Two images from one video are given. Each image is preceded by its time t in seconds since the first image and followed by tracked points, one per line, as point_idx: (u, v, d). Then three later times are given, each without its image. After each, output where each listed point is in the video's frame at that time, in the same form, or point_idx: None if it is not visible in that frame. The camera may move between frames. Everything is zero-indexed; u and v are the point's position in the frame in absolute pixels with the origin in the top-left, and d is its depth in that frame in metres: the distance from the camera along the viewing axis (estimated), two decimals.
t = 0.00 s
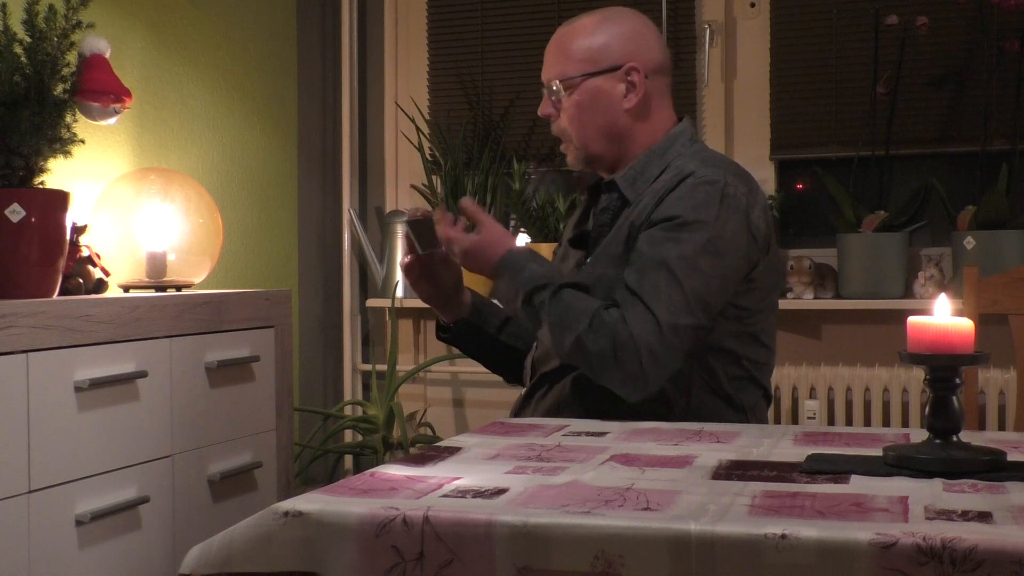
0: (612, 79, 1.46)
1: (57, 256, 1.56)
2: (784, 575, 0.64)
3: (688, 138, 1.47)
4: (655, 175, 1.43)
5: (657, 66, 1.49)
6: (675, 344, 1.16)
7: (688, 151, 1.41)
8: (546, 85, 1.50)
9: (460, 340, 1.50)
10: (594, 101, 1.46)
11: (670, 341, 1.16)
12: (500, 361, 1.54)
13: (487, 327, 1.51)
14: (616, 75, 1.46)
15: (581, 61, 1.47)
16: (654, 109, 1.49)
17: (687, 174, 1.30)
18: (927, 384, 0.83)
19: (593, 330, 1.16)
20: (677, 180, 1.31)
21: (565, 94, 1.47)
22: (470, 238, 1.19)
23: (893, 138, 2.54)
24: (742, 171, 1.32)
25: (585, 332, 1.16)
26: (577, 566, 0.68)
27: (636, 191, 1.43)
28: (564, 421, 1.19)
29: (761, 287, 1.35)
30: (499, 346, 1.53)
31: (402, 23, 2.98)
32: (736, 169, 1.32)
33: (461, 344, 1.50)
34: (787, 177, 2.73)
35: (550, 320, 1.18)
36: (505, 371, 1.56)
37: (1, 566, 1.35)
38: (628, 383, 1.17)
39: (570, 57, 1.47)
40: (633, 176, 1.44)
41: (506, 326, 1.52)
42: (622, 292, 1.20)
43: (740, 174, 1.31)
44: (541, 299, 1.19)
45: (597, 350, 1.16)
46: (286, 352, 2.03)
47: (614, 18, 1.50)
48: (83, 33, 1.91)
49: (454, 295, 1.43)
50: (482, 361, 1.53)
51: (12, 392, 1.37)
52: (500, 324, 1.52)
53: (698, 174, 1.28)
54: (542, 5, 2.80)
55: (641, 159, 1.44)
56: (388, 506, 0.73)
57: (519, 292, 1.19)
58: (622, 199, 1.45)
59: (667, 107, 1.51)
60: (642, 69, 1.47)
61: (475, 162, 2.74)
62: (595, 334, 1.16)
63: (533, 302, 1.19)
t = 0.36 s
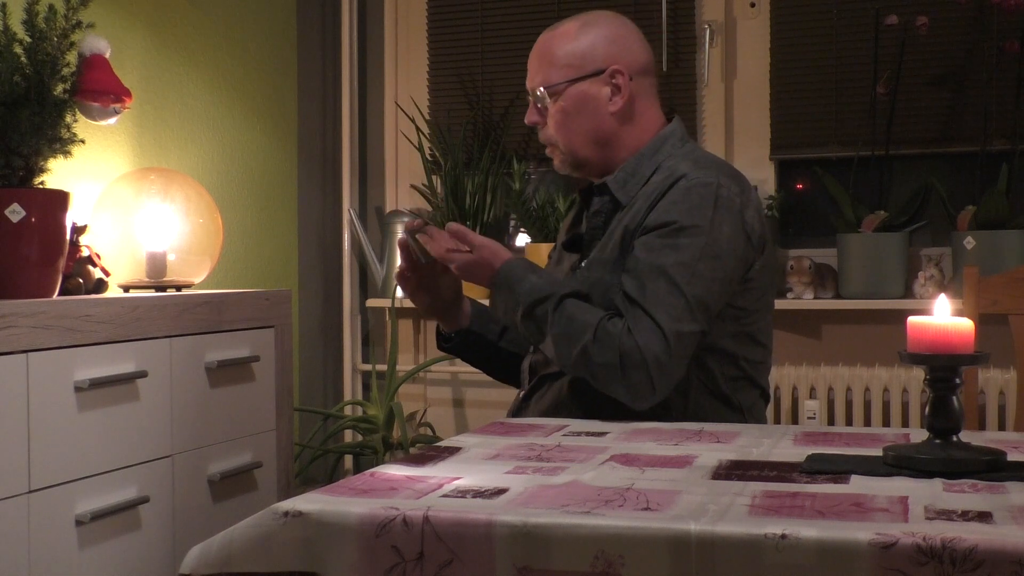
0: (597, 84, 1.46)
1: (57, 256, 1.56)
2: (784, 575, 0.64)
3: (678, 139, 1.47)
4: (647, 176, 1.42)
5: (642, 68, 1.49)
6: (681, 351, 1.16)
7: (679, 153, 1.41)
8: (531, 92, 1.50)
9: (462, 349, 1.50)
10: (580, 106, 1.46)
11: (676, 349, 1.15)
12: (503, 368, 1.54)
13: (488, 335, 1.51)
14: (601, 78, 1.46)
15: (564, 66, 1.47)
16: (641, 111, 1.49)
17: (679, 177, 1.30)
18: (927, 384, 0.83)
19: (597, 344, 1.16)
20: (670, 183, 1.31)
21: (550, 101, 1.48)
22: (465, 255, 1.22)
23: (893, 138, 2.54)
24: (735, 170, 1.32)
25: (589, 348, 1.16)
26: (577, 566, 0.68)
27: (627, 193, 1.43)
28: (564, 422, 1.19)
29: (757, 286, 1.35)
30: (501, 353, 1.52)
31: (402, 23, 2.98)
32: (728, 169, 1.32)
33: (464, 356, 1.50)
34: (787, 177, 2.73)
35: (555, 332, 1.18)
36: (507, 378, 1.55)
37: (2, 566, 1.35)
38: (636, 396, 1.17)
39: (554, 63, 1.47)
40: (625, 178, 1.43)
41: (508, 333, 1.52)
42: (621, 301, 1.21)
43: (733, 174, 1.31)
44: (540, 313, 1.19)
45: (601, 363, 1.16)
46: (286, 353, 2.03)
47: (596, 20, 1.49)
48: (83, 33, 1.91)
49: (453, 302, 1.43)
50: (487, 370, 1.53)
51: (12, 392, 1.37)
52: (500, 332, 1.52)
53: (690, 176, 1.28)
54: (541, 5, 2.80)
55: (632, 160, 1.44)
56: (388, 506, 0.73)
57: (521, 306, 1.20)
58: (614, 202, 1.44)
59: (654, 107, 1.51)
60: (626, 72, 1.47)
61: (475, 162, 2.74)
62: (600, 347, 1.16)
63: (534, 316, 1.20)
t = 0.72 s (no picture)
0: (592, 86, 1.46)
1: (57, 256, 1.56)
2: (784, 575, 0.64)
3: (674, 140, 1.47)
4: (642, 178, 1.42)
5: (636, 69, 1.49)
6: (682, 353, 1.16)
7: (676, 154, 1.41)
8: (525, 96, 1.50)
9: (463, 355, 1.50)
10: (575, 109, 1.46)
11: (677, 351, 1.16)
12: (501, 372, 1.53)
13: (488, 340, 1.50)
14: (596, 81, 1.46)
15: (558, 69, 1.46)
16: (636, 113, 1.49)
17: (677, 179, 1.30)
18: (927, 384, 0.83)
19: (599, 347, 1.15)
20: (669, 185, 1.31)
21: (545, 104, 1.47)
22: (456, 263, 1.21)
23: (893, 138, 2.54)
24: (732, 171, 1.32)
25: (591, 351, 1.15)
26: (577, 566, 0.68)
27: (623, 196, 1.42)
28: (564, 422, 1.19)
29: (756, 288, 1.35)
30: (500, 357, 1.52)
31: (402, 23, 2.98)
32: (726, 170, 1.32)
33: (464, 362, 1.50)
34: (787, 177, 2.73)
35: (554, 340, 1.17)
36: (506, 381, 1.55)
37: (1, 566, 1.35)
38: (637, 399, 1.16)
39: (548, 65, 1.47)
40: (620, 180, 1.42)
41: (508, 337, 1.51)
42: (620, 303, 1.20)
43: (731, 175, 1.31)
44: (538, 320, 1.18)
45: (603, 365, 1.15)
46: (286, 353, 2.03)
47: (588, 22, 1.49)
48: (83, 33, 1.91)
49: (451, 308, 1.43)
50: (488, 375, 1.53)
51: (12, 392, 1.37)
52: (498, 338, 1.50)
53: (688, 178, 1.28)
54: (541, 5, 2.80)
55: (628, 162, 1.43)
56: (388, 506, 0.73)
57: (519, 317, 1.19)
58: (610, 204, 1.44)
59: (649, 109, 1.51)
60: (621, 74, 1.47)
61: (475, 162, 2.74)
62: (602, 349, 1.15)
63: (533, 323, 1.18)
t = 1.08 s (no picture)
0: (593, 87, 1.46)
1: (57, 256, 1.56)
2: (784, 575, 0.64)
3: (672, 140, 1.47)
4: (641, 178, 1.42)
5: (638, 70, 1.49)
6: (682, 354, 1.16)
7: (675, 155, 1.41)
8: (525, 95, 1.50)
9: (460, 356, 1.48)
10: (575, 110, 1.46)
11: (677, 353, 1.16)
12: (497, 372, 1.53)
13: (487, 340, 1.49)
14: (597, 81, 1.46)
15: (559, 69, 1.46)
16: (636, 114, 1.49)
17: (676, 181, 1.30)
18: (927, 384, 0.83)
19: (599, 350, 1.15)
20: (668, 186, 1.31)
21: (546, 104, 1.48)
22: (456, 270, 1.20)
23: (893, 138, 2.54)
24: (731, 171, 1.32)
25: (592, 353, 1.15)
26: (578, 566, 0.68)
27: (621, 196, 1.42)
28: (564, 422, 1.19)
29: (756, 288, 1.35)
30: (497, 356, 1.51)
31: (402, 23, 2.98)
32: (725, 171, 1.32)
33: (462, 365, 1.49)
34: (787, 177, 2.73)
35: (554, 345, 1.16)
36: (501, 380, 1.55)
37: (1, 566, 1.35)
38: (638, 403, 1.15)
39: (549, 65, 1.47)
40: (619, 181, 1.42)
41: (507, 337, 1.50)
42: (619, 305, 1.20)
43: (729, 175, 1.31)
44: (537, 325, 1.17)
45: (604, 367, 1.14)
46: (286, 353, 2.03)
47: (590, 22, 1.49)
48: (83, 33, 1.91)
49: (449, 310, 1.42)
50: (483, 376, 1.52)
51: (12, 392, 1.37)
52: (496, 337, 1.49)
53: (688, 180, 1.28)
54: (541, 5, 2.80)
55: (626, 163, 1.43)
56: (388, 506, 0.73)
57: (518, 321, 1.17)
58: (608, 204, 1.44)
59: (649, 109, 1.51)
60: (622, 75, 1.47)
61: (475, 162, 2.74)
62: (602, 352, 1.15)
63: (532, 327, 1.17)
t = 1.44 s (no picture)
0: (599, 78, 1.46)
1: (57, 256, 1.56)
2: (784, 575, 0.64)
3: (672, 141, 1.46)
4: (641, 178, 1.42)
5: (645, 67, 1.49)
6: (689, 355, 1.17)
7: (675, 154, 1.40)
8: (534, 82, 1.51)
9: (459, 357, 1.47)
10: (581, 99, 1.47)
11: (685, 354, 1.16)
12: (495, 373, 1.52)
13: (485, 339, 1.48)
14: (604, 73, 1.46)
15: (568, 58, 1.47)
16: (640, 110, 1.49)
17: (675, 181, 1.30)
18: (927, 384, 0.83)
19: (605, 357, 1.15)
20: (667, 187, 1.30)
21: (552, 92, 1.48)
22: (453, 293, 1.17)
23: (893, 138, 2.54)
24: (730, 171, 1.32)
25: (599, 360, 1.15)
26: (577, 566, 0.68)
27: (620, 195, 1.42)
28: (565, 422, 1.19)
29: (757, 287, 1.35)
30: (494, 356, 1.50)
31: (402, 23, 2.98)
32: (724, 171, 1.32)
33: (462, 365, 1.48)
34: (787, 177, 2.73)
35: (557, 359, 1.16)
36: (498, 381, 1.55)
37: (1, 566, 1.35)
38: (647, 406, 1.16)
39: (558, 54, 1.47)
40: (618, 181, 1.43)
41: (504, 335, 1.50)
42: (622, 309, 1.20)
43: (728, 175, 1.31)
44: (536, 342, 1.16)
45: (612, 371, 1.14)
46: (286, 353, 2.03)
47: (603, 17, 1.49)
48: (84, 33, 1.91)
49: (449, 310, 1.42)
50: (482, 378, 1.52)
51: (12, 392, 1.37)
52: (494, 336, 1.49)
53: (688, 180, 1.28)
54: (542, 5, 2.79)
55: (625, 161, 1.43)
56: (388, 506, 0.73)
57: (513, 340, 1.16)
58: (607, 204, 1.44)
59: (654, 107, 1.51)
60: (630, 68, 1.47)
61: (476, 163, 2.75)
62: (608, 358, 1.15)
63: (531, 345, 1.16)
